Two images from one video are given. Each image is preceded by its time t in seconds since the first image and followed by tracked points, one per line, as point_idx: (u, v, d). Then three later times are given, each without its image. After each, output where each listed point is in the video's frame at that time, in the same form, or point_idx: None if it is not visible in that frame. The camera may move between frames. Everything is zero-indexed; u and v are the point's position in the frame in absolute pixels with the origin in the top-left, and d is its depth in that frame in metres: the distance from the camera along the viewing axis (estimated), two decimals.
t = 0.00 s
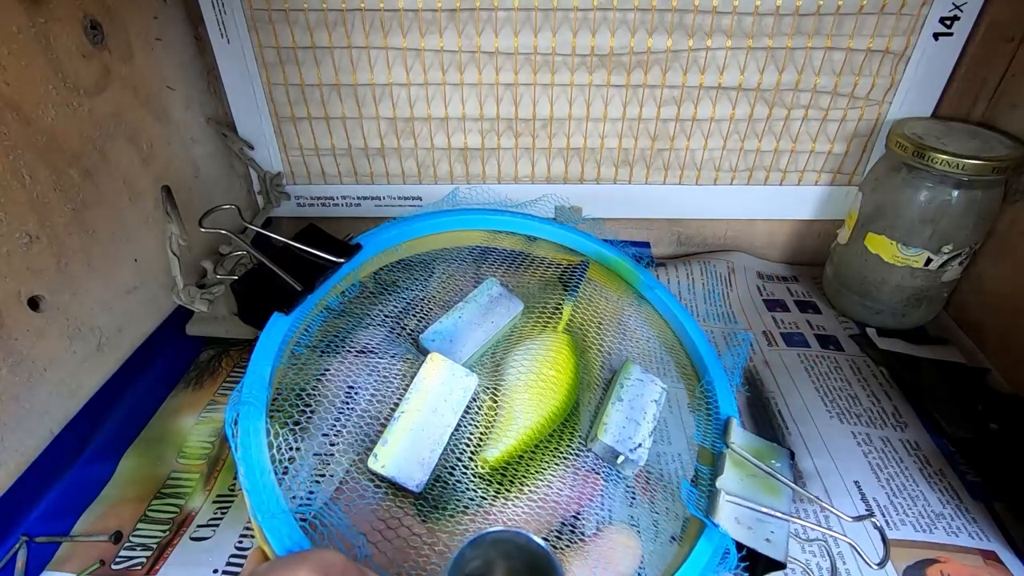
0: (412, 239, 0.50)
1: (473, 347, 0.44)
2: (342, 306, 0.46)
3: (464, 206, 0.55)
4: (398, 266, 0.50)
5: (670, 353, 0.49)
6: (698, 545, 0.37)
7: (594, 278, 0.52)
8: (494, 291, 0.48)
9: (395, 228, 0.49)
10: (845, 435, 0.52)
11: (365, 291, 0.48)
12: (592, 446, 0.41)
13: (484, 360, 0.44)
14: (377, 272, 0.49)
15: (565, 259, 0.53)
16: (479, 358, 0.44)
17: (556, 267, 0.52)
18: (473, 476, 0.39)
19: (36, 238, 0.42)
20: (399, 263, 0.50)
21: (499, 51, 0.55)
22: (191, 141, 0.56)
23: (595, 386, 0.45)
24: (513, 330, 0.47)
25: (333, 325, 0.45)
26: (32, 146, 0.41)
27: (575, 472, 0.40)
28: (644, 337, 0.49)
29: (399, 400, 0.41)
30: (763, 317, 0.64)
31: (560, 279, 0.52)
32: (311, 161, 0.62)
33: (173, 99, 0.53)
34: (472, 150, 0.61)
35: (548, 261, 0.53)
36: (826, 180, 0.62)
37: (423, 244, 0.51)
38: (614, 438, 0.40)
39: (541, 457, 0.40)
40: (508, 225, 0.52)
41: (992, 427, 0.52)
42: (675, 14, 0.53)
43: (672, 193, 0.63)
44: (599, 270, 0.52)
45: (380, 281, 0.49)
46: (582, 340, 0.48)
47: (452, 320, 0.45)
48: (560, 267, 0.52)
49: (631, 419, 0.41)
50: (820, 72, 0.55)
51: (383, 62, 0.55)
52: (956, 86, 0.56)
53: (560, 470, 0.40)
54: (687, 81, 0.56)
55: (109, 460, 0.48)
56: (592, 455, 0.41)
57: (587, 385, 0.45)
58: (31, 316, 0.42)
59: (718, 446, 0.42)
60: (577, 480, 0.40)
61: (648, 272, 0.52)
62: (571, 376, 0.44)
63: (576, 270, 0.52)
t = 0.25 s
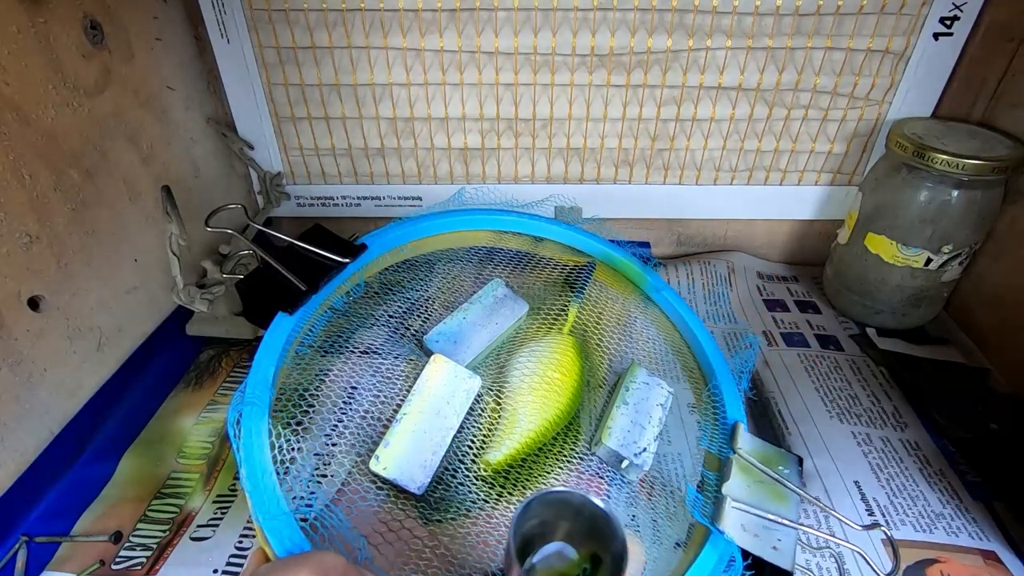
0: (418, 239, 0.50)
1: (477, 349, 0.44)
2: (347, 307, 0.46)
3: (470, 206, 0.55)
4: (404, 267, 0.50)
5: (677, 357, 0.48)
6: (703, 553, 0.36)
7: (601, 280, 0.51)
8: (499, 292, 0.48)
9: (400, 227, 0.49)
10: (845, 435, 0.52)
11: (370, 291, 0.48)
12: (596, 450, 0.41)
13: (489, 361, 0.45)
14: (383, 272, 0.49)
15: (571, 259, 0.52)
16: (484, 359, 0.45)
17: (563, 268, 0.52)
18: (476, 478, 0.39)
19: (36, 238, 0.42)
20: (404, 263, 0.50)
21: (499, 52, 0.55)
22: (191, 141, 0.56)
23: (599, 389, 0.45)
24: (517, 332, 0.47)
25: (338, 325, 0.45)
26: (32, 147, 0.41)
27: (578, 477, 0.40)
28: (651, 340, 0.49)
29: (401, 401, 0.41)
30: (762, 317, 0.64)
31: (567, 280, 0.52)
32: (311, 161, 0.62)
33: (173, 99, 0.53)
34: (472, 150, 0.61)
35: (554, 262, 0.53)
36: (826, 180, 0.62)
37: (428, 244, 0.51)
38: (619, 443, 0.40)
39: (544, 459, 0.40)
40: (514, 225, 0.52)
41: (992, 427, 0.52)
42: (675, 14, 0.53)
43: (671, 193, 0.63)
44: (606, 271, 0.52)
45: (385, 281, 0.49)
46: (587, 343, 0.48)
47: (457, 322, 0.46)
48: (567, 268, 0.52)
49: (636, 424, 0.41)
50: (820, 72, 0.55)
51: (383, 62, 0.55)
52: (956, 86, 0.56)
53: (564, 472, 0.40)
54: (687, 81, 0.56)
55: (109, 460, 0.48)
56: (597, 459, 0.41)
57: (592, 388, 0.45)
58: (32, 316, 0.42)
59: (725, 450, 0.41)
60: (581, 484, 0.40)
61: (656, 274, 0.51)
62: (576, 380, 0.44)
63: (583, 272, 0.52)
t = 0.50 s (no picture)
0: (422, 239, 0.50)
1: (481, 350, 0.44)
2: (351, 307, 0.46)
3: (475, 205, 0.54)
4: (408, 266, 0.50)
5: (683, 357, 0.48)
6: (707, 558, 0.36)
7: (607, 279, 0.51)
8: (503, 291, 0.48)
9: (405, 227, 0.49)
10: (845, 435, 0.52)
11: (374, 291, 0.48)
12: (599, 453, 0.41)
13: (493, 361, 0.45)
14: (387, 271, 0.49)
15: (576, 259, 0.52)
16: (487, 359, 0.45)
17: (568, 267, 0.52)
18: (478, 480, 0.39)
19: (36, 238, 0.42)
20: (408, 262, 0.50)
21: (499, 52, 0.55)
22: (191, 141, 0.56)
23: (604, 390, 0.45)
24: (521, 332, 0.47)
25: (341, 325, 0.45)
26: (32, 147, 0.41)
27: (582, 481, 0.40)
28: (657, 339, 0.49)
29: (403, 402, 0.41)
30: (762, 317, 0.64)
31: (572, 279, 0.51)
32: (311, 161, 0.62)
33: (173, 99, 0.53)
34: (472, 150, 0.61)
35: (559, 261, 0.52)
36: (826, 180, 0.62)
37: (432, 242, 0.51)
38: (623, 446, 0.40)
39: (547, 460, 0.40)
40: (520, 225, 0.52)
41: (992, 427, 0.52)
42: (675, 14, 0.53)
43: (671, 193, 0.63)
44: (611, 270, 0.51)
45: (388, 281, 0.49)
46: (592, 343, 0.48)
47: (460, 322, 0.46)
48: (572, 268, 0.52)
49: (640, 426, 0.41)
50: (820, 72, 0.55)
51: (383, 62, 0.55)
52: (956, 86, 0.56)
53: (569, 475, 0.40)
54: (687, 81, 0.56)
55: (109, 460, 0.48)
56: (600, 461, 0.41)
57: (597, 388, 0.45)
58: (31, 316, 0.42)
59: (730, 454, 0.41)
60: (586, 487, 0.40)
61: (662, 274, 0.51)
62: (580, 381, 0.44)
63: (589, 271, 0.51)
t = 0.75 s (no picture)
0: (427, 238, 0.50)
1: (485, 351, 0.44)
2: (355, 307, 0.46)
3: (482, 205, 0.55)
4: (413, 267, 0.50)
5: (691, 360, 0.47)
6: (712, 565, 0.36)
7: (613, 280, 0.51)
8: (507, 292, 0.49)
9: (410, 227, 0.49)
10: (845, 435, 0.52)
11: (379, 291, 0.48)
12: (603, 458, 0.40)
13: (497, 362, 0.45)
14: (391, 271, 0.49)
15: (581, 259, 0.52)
16: (489, 361, 0.45)
17: (574, 268, 0.52)
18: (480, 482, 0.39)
19: (36, 238, 0.42)
20: (413, 262, 0.50)
21: (499, 52, 0.55)
22: (191, 141, 0.56)
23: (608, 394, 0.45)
24: (526, 333, 0.47)
25: (344, 326, 0.45)
26: (32, 147, 0.41)
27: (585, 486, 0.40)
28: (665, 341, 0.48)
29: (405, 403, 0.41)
30: (763, 317, 0.64)
31: (578, 280, 0.51)
32: (311, 161, 0.62)
33: (173, 99, 0.53)
34: (472, 150, 0.61)
35: (565, 262, 0.52)
36: (826, 180, 0.62)
37: (437, 243, 0.51)
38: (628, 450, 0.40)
39: (550, 463, 0.40)
40: (526, 225, 0.52)
41: (992, 427, 0.52)
42: (675, 14, 0.53)
43: (671, 193, 0.63)
44: (617, 272, 0.51)
45: (393, 281, 0.49)
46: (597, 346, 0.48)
47: (464, 322, 0.46)
48: (579, 269, 0.52)
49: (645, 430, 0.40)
50: (820, 72, 0.55)
51: (383, 62, 0.55)
52: (956, 87, 0.56)
53: (572, 479, 0.40)
54: (687, 81, 0.56)
55: (109, 460, 0.48)
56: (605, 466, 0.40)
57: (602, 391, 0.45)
58: (31, 316, 0.42)
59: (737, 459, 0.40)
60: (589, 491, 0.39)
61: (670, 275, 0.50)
62: (585, 383, 0.44)
63: (595, 272, 0.51)
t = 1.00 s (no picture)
0: (433, 236, 0.50)
1: (487, 351, 0.45)
2: (359, 305, 0.46)
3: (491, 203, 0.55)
4: (417, 265, 0.50)
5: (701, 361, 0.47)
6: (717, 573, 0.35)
7: (621, 278, 0.51)
8: (512, 291, 0.49)
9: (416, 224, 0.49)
10: (845, 435, 0.52)
11: (383, 290, 0.48)
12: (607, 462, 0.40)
13: (501, 362, 0.45)
14: (397, 269, 0.49)
15: (590, 258, 0.52)
16: (492, 361, 0.45)
17: (582, 266, 0.51)
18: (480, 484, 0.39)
19: (36, 238, 0.42)
20: (418, 260, 0.50)
21: (499, 52, 0.55)
22: (191, 141, 0.56)
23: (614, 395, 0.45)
24: (530, 332, 0.47)
25: (347, 324, 0.45)
26: (32, 147, 0.41)
27: (587, 489, 0.40)
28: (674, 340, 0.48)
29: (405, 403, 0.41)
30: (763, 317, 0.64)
31: (585, 278, 0.51)
32: (311, 161, 0.62)
33: (173, 99, 0.53)
34: (472, 150, 0.61)
35: (573, 260, 0.52)
36: (826, 180, 0.62)
37: (444, 240, 0.51)
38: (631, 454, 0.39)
39: (551, 464, 0.40)
40: (535, 223, 0.52)
41: (992, 427, 0.52)
42: (675, 14, 0.53)
43: (671, 193, 0.63)
44: (626, 269, 0.51)
45: (398, 279, 0.49)
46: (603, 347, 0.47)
47: (469, 322, 0.46)
48: (586, 267, 0.51)
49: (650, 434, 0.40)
50: (820, 72, 0.55)
51: (383, 62, 0.55)
52: (956, 87, 0.56)
53: (573, 482, 0.40)
54: (687, 81, 0.56)
55: (109, 460, 0.48)
56: (608, 470, 0.40)
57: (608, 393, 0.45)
58: (31, 316, 0.42)
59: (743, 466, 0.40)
60: (590, 494, 0.40)
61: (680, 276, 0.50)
62: (590, 384, 0.44)
63: (604, 270, 0.51)
